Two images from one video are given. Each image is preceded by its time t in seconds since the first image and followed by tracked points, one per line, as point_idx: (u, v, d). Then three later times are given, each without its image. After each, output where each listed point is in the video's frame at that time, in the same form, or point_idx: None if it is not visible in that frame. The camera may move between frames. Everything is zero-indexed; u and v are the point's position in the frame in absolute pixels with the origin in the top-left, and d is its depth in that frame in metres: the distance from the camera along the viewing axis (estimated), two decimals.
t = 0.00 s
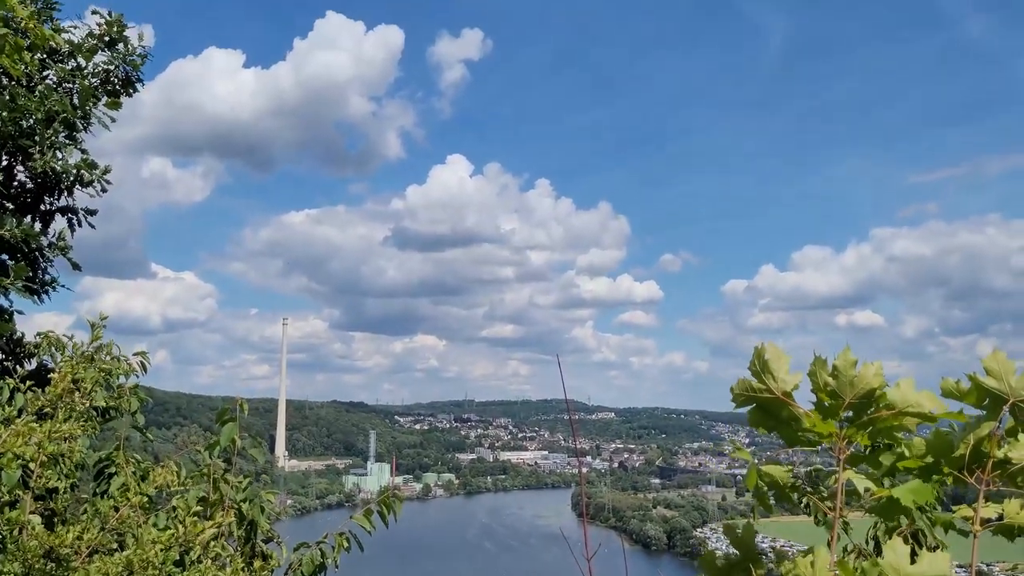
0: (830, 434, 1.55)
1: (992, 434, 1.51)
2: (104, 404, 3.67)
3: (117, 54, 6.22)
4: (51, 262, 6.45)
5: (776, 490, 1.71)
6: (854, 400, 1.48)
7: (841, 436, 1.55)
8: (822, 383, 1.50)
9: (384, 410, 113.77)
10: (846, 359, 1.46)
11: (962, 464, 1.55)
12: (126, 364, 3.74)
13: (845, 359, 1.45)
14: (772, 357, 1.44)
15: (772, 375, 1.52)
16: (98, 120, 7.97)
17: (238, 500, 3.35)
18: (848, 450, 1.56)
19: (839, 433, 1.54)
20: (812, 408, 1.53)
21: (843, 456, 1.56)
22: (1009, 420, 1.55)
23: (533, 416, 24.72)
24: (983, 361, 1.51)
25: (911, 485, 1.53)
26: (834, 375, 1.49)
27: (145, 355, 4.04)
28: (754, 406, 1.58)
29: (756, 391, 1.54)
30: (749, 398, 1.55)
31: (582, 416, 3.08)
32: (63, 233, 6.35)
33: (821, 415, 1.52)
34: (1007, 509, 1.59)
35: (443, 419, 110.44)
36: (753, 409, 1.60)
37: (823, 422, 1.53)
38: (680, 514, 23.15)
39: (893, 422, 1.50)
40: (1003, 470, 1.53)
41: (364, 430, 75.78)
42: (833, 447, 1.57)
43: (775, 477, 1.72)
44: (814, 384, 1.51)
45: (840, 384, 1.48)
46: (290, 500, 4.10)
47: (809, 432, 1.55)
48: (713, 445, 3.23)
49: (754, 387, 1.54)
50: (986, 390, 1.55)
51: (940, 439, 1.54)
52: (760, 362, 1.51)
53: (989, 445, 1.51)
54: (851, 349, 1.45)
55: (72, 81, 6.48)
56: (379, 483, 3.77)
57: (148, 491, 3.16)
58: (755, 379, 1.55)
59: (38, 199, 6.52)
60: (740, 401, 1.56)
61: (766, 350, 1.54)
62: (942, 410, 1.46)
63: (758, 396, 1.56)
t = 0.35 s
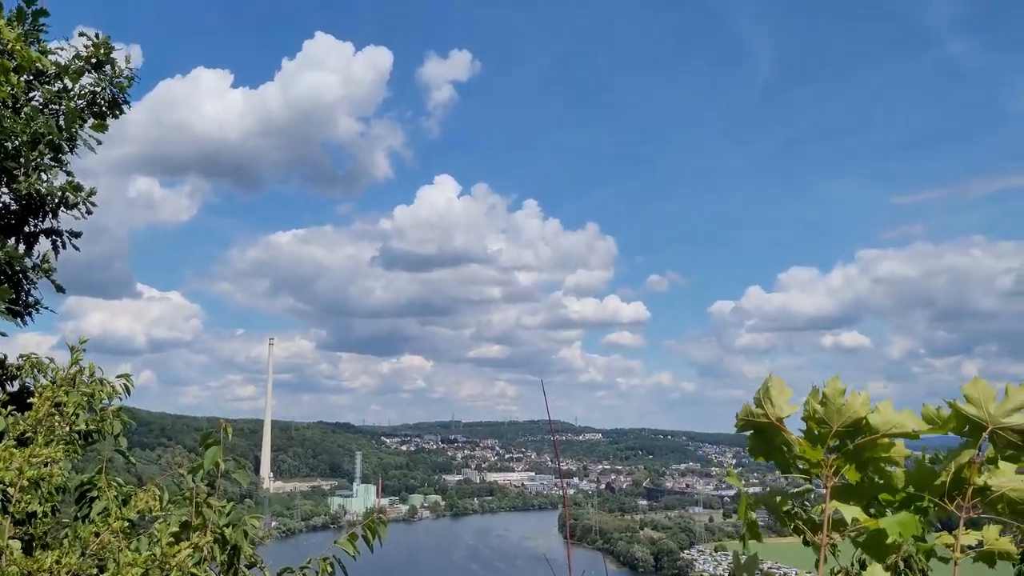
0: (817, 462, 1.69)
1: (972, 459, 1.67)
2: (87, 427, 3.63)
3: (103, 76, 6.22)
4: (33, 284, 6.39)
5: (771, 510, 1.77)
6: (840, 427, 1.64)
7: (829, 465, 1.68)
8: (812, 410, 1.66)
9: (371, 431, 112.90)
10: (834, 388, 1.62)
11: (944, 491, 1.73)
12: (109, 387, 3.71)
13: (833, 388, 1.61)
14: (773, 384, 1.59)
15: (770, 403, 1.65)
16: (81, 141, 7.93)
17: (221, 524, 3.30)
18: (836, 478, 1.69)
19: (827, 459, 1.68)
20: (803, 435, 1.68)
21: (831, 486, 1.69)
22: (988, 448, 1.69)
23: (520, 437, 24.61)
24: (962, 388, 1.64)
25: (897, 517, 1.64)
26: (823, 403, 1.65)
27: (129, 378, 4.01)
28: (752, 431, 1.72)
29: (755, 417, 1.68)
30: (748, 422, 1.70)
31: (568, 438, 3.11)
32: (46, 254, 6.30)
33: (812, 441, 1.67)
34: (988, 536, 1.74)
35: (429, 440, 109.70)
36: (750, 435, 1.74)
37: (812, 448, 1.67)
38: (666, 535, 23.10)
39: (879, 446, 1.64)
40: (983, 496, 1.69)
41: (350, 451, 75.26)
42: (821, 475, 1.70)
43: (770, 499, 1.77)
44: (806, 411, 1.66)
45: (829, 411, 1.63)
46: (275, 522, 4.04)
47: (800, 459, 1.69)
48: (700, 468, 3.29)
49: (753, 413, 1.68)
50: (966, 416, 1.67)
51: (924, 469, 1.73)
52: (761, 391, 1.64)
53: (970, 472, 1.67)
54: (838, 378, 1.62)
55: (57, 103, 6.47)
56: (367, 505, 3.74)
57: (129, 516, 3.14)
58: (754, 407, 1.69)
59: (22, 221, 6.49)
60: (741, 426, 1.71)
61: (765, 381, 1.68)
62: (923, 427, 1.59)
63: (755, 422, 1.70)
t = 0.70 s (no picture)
0: (792, 481, 1.73)
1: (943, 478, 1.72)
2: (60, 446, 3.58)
3: (82, 91, 6.17)
4: (9, 300, 6.31)
5: (749, 529, 1.81)
6: (813, 446, 1.68)
7: (804, 484, 1.73)
8: (785, 430, 1.71)
9: (349, 448, 111.84)
10: (805, 408, 1.68)
11: (917, 510, 1.77)
12: (84, 405, 3.66)
13: (804, 407, 1.67)
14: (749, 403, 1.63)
15: (745, 422, 1.70)
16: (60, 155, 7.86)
17: (195, 544, 3.25)
18: (811, 497, 1.73)
19: (802, 478, 1.72)
20: (777, 455, 1.72)
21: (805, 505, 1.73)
22: (958, 468, 1.73)
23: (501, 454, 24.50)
24: (933, 407, 1.69)
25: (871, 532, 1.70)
26: (795, 424, 1.71)
27: (104, 396, 3.96)
28: (728, 452, 1.76)
29: (730, 438, 1.72)
30: (724, 444, 1.74)
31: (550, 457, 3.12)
32: (21, 271, 6.22)
33: (786, 460, 1.72)
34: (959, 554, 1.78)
35: (409, 456, 108.92)
36: (727, 456, 1.77)
37: (787, 468, 1.72)
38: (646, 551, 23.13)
39: (851, 464, 1.69)
40: (955, 514, 1.75)
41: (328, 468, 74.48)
42: (796, 494, 1.74)
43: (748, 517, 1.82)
44: (779, 431, 1.71)
45: (801, 430, 1.69)
46: (253, 541, 3.99)
47: (774, 479, 1.73)
48: (676, 486, 3.29)
49: (728, 433, 1.73)
50: (938, 437, 1.71)
51: (897, 488, 1.79)
52: (737, 411, 1.69)
53: (942, 491, 1.73)
54: (808, 398, 1.68)
55: (35, 118, 6.40)
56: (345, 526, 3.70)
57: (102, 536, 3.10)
58: (731, 427, 1.73)
59: None
60: (717, 447, 1.75)
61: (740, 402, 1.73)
62: (890, 437, 1.66)
63: (732, 443, 1.74)
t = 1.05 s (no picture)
0: (760, 492, 1.78)
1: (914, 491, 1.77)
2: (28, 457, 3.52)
3: (55, 100, 6.10)
4: None
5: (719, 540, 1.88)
6: (779, 457, 1.73)
7: (771, 494, 1.78)
8: (752, 442, 1.75)
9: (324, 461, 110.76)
10: (770, 419, 1.73)
11: (888, 523, 1.80)
12: (54, 415, 3.60)
13: (769, 418, 1.73)
14: (718, 414, 1.69)
15: (714, 435, 1.75)
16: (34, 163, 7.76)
17: (165, 557, 3.21)
18: (778, 507, 1.79)
19: (769, 489, 1.77)
20: (745, 467, 1.77)
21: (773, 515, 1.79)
22: (929, 480, 1.77)
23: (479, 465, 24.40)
24: (904, 421, 1.74)
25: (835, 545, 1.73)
26: (761, 435, 1.76)
27: (75, 407, 3.90)
28: (697, 465, 1.80)
29: (700, 449, 1.77)
30: (694, 456, 1.78)
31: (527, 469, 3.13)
32: None
33: (754, 471, 1.76)
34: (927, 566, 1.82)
35: (385, 468, 108.14)
36: (696, 468, 1.82)
37: (755, 479, 1.76)
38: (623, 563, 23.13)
39: (817, 474, 1.74)
40: (924, 526, 1.78)
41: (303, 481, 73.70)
42: (763, 504, 1.79)
43: (718, 529, 1.88)
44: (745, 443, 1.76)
45: (767, 442, 1.73)
46: (226, 553, 3.95)
47: (743, 490, 1.78)
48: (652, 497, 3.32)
49: (698, 445, 1.77)
50: (908, 449, 1.76)
51: (867, 500, 1.82)
52: (706, 423, 1.74)
53: (912, 504, 1.76)
54: (773, 410, 1.74)
55: (6, 126, 6.32)
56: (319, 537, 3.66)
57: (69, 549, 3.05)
58: (699, 439, 1.78)
59: None
60: (687, 459, 1.80)
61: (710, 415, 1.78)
62: (853, 444, 1.71)
63: (701, 455, 1.78)
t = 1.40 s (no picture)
0: (733, 500, 1.81)
1: (877, 497, 1.83)
2: None
3: (22, 103, 6.00)
4: None
5: (692, 548, 1.91)
6: (752, 464, 1.78)
7: (744, 504, 1.81)
8: (726, 450, 1.80)
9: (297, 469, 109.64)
10: (744, 428, 1.79)
11: (853, 529, 1.86)
12: (19, 422, 3.54)
13: (742, 427, 1.78)
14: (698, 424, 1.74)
15: (692, 443, 1.81)
16: None
17: (132, 567, 3.16)
18: (751, 516, 1.82)
19: (741, 497, 1.81)
20: (718, 475, 1.81)
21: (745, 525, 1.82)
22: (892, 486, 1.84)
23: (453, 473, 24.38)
24: (867, 426, 1.78)
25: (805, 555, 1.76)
26: (734, 444, 1.80)
27: (42, 414, 3.83)
28: (676, 472, 1.86)
29: (679, 457, 1.83)
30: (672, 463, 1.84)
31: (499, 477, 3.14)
32: None
33: (727, 479, 1.80)
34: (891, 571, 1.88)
35: (358, 476, 107.26)
36: (675, 477, 1.88)
37: (727, 488, 1.80)
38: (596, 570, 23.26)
39: (788, 482, 1.80)
40: (887, 532, 1.84)
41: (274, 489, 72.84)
42: (737, 513, 1.82)
43: (691, 537, 1.92)
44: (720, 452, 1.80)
45: (740, 450, 1.78)
46: (196, 563, 3.90)
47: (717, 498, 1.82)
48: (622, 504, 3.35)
49: (678, 453, 1.83)
50: (871, 455, 1.80)
51: (832, 507, 1.87)
52: (684, 431, 1.80)
53: (875, 510, 1.83)
54: (747, 418, 1.79)
55: None
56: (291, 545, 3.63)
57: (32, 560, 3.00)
58: (678, 447, 1.84)
59: None
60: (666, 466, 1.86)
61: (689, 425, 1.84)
62: (822, 450, 1.78)
63: (680, 463, 1.84)
